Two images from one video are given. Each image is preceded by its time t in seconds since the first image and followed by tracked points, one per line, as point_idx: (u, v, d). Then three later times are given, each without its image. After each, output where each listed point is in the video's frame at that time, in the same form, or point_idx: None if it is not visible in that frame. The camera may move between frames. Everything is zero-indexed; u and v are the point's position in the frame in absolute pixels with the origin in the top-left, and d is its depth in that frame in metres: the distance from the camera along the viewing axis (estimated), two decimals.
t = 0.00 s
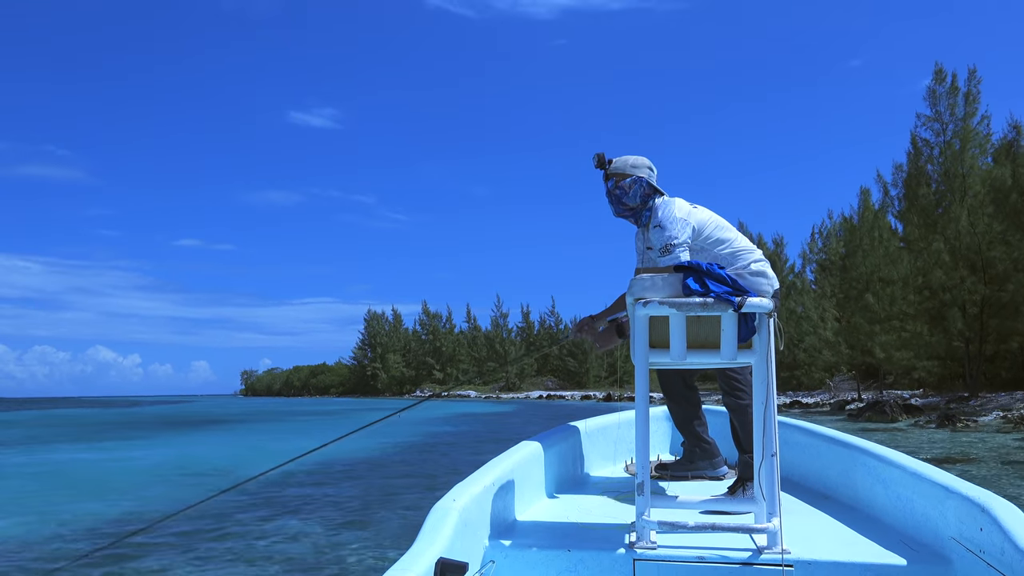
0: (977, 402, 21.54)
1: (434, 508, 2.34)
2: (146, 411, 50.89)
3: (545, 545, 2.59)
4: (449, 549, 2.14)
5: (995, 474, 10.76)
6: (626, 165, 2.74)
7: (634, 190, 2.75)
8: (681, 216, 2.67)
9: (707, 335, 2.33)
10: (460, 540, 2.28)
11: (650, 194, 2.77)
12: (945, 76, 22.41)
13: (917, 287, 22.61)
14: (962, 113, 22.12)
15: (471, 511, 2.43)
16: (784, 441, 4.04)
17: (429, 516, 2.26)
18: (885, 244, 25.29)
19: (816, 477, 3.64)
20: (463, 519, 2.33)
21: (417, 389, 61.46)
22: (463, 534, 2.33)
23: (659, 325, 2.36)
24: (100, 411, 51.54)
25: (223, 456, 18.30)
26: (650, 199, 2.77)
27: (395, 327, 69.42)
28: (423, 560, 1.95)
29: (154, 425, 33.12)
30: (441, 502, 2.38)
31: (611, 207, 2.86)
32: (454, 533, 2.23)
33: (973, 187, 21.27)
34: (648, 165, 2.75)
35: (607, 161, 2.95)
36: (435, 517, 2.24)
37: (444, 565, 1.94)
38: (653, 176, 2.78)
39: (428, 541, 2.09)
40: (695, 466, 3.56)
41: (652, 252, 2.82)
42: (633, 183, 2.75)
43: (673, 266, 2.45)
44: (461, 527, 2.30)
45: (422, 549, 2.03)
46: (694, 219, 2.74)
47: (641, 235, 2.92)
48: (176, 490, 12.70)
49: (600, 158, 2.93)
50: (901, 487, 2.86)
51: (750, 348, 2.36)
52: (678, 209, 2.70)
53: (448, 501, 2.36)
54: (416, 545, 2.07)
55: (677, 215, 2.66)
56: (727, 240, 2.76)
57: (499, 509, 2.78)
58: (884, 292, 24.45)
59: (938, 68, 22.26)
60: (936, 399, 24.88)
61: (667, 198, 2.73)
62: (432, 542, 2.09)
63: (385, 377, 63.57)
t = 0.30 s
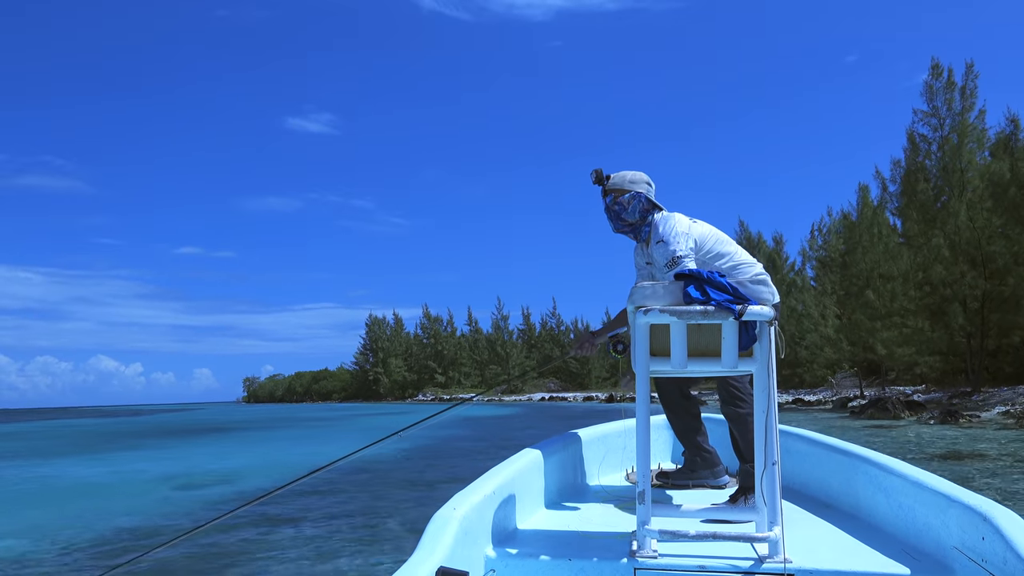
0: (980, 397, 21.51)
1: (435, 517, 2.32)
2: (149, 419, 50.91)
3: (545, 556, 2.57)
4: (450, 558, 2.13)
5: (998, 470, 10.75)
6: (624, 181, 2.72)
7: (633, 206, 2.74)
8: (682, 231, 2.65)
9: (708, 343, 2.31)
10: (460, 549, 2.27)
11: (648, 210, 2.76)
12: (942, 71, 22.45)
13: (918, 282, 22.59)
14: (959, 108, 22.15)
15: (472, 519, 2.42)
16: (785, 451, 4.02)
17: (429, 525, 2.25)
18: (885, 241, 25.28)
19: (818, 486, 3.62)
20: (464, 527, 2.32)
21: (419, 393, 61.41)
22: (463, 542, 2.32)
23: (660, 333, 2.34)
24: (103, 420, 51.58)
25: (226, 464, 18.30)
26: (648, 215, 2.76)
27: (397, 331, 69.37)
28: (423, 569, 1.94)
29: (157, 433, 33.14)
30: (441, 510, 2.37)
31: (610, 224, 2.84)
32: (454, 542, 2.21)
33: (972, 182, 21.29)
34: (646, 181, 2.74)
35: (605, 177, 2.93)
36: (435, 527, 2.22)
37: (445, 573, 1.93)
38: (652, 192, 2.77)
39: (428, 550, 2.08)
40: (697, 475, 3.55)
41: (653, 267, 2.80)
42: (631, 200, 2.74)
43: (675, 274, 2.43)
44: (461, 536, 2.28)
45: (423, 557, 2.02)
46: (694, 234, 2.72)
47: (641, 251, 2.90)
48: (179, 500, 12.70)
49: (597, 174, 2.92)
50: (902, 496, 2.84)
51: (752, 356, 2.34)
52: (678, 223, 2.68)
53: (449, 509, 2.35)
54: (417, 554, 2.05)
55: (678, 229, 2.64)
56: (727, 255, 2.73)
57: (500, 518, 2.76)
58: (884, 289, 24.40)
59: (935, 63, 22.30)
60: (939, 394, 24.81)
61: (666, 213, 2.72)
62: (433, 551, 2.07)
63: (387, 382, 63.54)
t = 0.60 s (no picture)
0: (981, 397, 21.51)
1: (434, 528, 2.32)
2: (150, 419, 50.94)
3: (545, 566, 2.56)
4: (449, 568, 2.12)
5: (999, 471, 10.74)
6: (621, 192, 2.73)
7: (630, 217, 2.74)
8: (678, 241, 2.66)
9: (706, 352, 2.31)
10: (459, 560, 2.27)
11: (645, 220, 2.76)
12: (942, 70, 22.40)
13: (918, 282, 22.58)
14: (960, 107, 22.11)
15: (470, 529, 2.41)
16: (783, 459, 4.01)
17: (428, 535, 2.24)
18: (885, 240, 25.27)
19: (818, 494, 3.61)
20: (462, 538, 2.32)
21: (420, 393, 61.44)
22: (462, 553, 2.31)
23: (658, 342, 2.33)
24: (105, 421, 51.63)
25: (227, 466, 18.30)
26: (645, 225, 2.76)
27: (397, 331, 69.37)
28: None
29: (157, 434, 33.16)
30: (440, 520, 2.36)
31: (607, 234, 2.84)
32: (454, 552, 2.21)
33: (972, 181, 21.32)
34: (643, 192, 2.75)
35: (601, 188, 2.93)
36: (434, 537, 2.22)
37: None
38: (648, 203, 2.77)
39: (428, 558, 2.07)
40: (696, 484, 3.55)
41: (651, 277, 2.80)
42: (628, 211, 2.74)
43: (673, 282, 2.43)
44: (460, 546, 2.28)
45: (422, 567, 2.01)
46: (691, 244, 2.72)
47: (637, 261, 2.91)
48: (179, 502, 12.70)
49: (594, 185, 2.92)
50: (901, 503, 2.83)
51: (750, 364, 2.33)
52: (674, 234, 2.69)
53: (447, 520, 2.34)
54: (415, 564, 2.04)
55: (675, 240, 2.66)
56: (724, 263, 2.74)
57: (499, 529, 2.75)
58: (884, 288, 24.39)
59: (936, 63, 22.27)
60: (940, 394, 24.78)
61: (663, 223, 2.73)
62: (432, 559, 2.06)
63: (388, 381, 63.61)
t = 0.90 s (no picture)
0: (981, 405, 21.51)
1: (430, 536, 2.32)
2: (150, 409, 51.13)
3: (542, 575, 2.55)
4: None
5: (996, 479, 10.73)
6: (622, 197, 2.74)
7: (629, 221, 2.74)
8: (677, 247, 2.66)
9: (702, 358, 2.31)
10: (455, 567, 2.27)
11: (645, 225, 2.76)
12: (950, 76, 22.33)
13: (921, 288, 22.57)
14: (966, 113, 22.01)
15: (467, 538, 2.41)
16: (780, 465, 4.01)
17: (425, 543, 2.25)
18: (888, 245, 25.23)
19: (814, 499, 3.61)
20: (459, 546, 2.32)
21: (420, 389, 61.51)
22: (458, 561, 2.31)
23: (653, 348, 2.34)
24: (106, 409, 51.86)
25: (226, 457, 18.36)
26: (645, 231, 2.75)
27: (399, 326, 69.41)
28: None
29: (158, 424, 33.29)
30: (437, 529, 2.37)
31: (606, 238, 2.84)
32: (450, 559, 2.21)
33: (978, 188, 21.21)
34: (643, 198, 2.76)
35: (602, 191, 2.93)
36: (431, 545, 2.22)
37: None
38: (649, 208, 2.78)
39: (425, 567, 2.07)
40: (693, 491, 3.55)
41: (648, 283, 2.80)
42: (628, 216, 2.74)
43: (668, 288, 2.43)
44: (457, 554, 2.28)
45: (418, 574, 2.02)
46: (689, 251, 2.72)
47: (636, 265, 2.91)
48: (178, 493, 12.75)
49: (595, 188, 2.92)
50: (898, 507, 2.83)
51: (745, 370, 2.34)
52: (673, 240, 2.69)
53: (444, 528, 2.35)
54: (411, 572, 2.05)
55: (674, 246, 2.65)
56: (721, 271, 2.74)
57: (496, 536, 2.75)
58: (887, 293, 24.33)
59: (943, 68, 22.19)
60: (939, 401, 24.77)
61: (662, 229, 2.72)
62: (428, 568, 2.06)
63: (388, 376, 63.71)
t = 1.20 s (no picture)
0: (983, 417, 21.45)
1: (426, 536, 2.34)
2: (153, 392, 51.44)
3: None
4: None
5: (994, 491, 10.71)
6: (630, 194, 2.76)
7: (636, 218, 2.77)
8: (682, 246, 2.68)
9: (697, 359, 2.34)
10: (451, 568, 2.29)
11: (651, 223, 2.79)
12: (965, 85, 22.19)
13: (927, 297, 22.45)
14: (980, 124, 21.83)
15: (463, 539, 2.44)
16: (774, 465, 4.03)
17: (421, 544, 2.26)
18: (897, 254, 25.15)
19: (809, 499, 3.63)
20: (455, 546, 2.34)
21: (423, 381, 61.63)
22: (454, 563, 2.32)
23: (648, 349, 2.37)
24: (110, 392, 52.22)
25: (227, 443, 18.47)
26: (651, 228, 2.78)
27: (404, 318, 69.46)
28: None
29: (161, 407, 33.50)
30: (433, 529, 2.39)
31: (611, 234, 2.86)
32: (445, 561, 2.23)
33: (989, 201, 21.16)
34: (651, 196, 2.78)
35: (611, 187, 2.95)
36: (427, 546, 2.24)
37: None
38: (655, 206, 2.80)
39: (420, 568, 2.09)
40: (688, 490, 3.57)
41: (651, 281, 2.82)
42: (635, 213, 2.77)
43: (663, 288, 2.46)
44: (453, 556, 2.30)
45: None
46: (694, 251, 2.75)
47: (639, 263, 2.94)
48: (179, 477, 12.83)
49: (603, 184, 2.94)
50: (893, 507, 2.85)
51: (740, 370, 2.36)
52: (678, 239, 2.71)
53: (440, 530, 2.36)
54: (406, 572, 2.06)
55: (678, 245, 2.67)
56: (723, 272, 2.78)
57: (492, 536, 2.78)
58: (895, 302, 24.39)
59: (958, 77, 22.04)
60: (942, 412, 24.72)
61: (667, 228, 2.75)
62: (424, 570, 2.08)
63: (392, 368, 63.84)
